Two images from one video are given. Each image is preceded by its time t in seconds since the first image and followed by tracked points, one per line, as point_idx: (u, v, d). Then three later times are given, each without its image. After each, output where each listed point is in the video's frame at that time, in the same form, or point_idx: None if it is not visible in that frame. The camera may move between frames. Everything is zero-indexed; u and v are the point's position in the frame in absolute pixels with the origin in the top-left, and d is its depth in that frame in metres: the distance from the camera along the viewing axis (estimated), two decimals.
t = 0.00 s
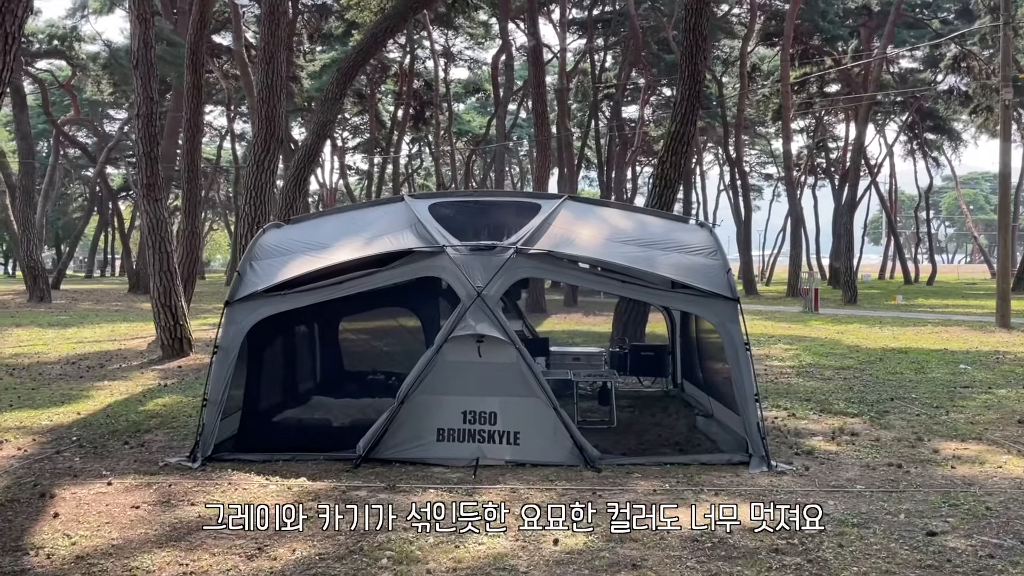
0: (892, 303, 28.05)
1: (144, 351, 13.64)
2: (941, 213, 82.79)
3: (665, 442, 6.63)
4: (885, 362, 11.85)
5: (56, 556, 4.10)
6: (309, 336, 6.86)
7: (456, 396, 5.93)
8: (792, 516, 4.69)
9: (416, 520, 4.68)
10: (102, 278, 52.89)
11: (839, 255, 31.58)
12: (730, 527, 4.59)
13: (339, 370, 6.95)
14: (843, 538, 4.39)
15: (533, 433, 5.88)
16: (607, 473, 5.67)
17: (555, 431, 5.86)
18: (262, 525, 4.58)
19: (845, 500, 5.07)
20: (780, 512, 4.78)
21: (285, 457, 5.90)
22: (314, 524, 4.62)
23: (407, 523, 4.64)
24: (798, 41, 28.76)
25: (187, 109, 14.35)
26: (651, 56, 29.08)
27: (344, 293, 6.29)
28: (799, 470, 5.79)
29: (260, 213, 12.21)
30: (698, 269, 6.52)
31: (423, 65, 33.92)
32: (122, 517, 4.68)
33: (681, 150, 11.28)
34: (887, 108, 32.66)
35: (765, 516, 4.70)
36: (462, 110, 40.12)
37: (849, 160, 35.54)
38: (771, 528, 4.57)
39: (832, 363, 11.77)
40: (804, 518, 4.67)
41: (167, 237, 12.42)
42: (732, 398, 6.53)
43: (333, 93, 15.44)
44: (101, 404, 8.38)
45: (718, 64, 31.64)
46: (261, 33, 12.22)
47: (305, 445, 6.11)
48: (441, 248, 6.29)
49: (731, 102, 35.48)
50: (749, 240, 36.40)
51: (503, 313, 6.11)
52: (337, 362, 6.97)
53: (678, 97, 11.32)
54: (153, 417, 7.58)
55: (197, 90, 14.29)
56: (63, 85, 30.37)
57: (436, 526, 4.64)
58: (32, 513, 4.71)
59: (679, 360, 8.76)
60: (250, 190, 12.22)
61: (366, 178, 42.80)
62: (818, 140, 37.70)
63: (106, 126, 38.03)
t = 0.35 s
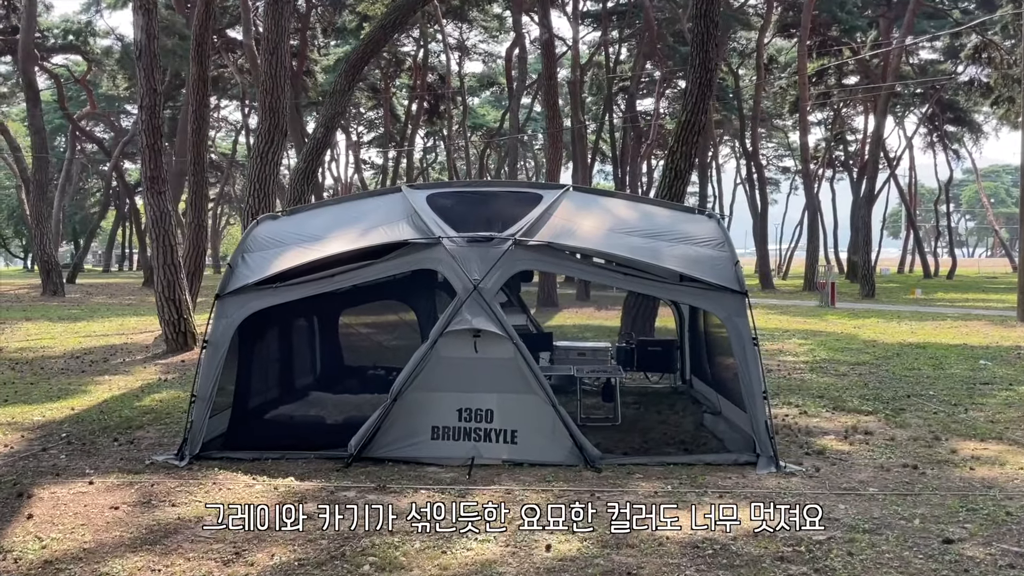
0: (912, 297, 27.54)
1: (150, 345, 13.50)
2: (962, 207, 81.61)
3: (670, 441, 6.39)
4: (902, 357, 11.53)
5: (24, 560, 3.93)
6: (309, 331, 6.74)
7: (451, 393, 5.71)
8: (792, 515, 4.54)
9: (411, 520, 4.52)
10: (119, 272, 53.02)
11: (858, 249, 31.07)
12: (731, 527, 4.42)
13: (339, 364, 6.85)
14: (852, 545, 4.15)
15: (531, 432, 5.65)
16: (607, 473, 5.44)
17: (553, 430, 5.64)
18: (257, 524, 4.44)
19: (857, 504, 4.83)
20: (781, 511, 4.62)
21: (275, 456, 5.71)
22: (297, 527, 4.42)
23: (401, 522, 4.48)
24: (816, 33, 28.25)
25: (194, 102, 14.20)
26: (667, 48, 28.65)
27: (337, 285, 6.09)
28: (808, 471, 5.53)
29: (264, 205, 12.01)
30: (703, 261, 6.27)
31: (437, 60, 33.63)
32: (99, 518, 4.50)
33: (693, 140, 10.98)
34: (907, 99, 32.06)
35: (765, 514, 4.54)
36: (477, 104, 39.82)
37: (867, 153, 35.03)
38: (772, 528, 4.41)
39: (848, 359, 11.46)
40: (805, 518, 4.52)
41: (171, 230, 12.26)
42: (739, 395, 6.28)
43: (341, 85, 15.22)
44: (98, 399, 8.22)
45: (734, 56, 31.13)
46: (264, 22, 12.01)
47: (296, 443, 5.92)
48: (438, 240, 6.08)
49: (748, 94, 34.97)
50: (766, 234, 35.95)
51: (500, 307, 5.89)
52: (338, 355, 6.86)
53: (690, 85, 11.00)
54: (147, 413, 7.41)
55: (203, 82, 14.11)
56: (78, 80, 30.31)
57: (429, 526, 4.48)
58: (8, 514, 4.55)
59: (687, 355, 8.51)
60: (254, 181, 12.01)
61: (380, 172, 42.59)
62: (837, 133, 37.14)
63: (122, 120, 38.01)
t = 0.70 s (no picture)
0: (933, 293, 27.04)
1: (157, 344, 13.40)
2: (986, 202, 80.42)
3: (677, 446, 6.15)
4: (922, 357, 11.20)
5: None
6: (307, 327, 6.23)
7: (447, 397, 5.50)
8: (793, 515, 4.51)
9: (411, 520, 4.50)
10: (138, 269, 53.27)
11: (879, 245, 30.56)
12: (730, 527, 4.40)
13: (342, 361, 6.24)
14: (864, 563, 3.90)
15: (531, 438, 5.43)
16: (608, 483, 5.20)
17: (552, 436, 5.42)
18: (255, 524, 4.40)
19: (871, 516, 4.58)
20: (779, 511, 4.60)
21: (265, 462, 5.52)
22: (278, 540, 4.23)
23: (402, 523, 4.45)
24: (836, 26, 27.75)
25: (200, 99, 14.06)
26: (684, 42, 28.26)
27: (331, 286, 5.90)
28: (820, 481, 5.27)
29: (268, 203, 11.83)
30: (711, 259, 6.03)
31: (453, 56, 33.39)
32: (75, 530, 4.32)
33: (704, 134, 10.71)
34: (928, 93, 31.48)
35: (764, 514, 4.55)
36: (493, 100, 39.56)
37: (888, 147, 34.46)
38: (771, 528, 4.40)
39: (866, 359, 11.15)
40: (804, 518, 4.50)
41: (175, 228, 12.15)
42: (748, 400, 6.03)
43: (349, 81, 15.05)
44: (94, 400, 8.08)
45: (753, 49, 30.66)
46: (269, 17, 11.85)
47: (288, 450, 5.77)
48: (434, 239, 5.87)
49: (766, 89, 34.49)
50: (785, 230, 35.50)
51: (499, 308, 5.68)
52: (341, 352, 6.27)
53: (701, 77, 10.72)
54: (142, 416, 7.25)
55: (209, 78, 13.98)
56: (94, 78, 30.35)
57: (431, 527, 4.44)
58: None
59: (697, 357, 8.28)
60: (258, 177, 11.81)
61: (396, 168, 42.44)
62: (858, 128, 36.58)
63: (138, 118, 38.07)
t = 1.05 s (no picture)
0: (956, 290, 26.59)
1: (166, 342, 13.33)
2: (1010, 198, 79.23)
3: (687, 448, 5.92)
4: (942, 356, 10.90)
5: None
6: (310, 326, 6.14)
7: (445, 398, 5.30)
8: (792, 515, 4.42)
9: (410, 520, 4.42)
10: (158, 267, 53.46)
11: (901, 241, 30.05)
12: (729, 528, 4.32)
13: (345, 360, 6.21)
14: None
15: (532, 440, 5.24)
16: (611, 488, 4.99)
17: (554, 439, 5.21)
18: (255, 524, 4.33)
19: (888, 525, 4.35)
20: (779, 510, 4.51)
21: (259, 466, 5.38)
22: (264, 549, 4.06)
23: (401, 522, 4.38)
24: (856, 19, 27.28)
25: (210, 96, 13.91)
26: (703, 37, 27.89)
27: (328, 283, 5.72)
28: (835, 486, 5.02)
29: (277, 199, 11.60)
30: (720, 254, 5.80)
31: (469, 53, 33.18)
32: (55, 536, 4.18)
33: (718, 126, 10.44)
34: (951, 87, 30.93)
35: (762, 514, 4.45)
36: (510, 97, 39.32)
37: (910, 142, 33.94)
38: (771, 528, 4.32)
39: (886, 357, 10.86)
40: (804, 518, 4.40)
41: (183, 224, 12.03)
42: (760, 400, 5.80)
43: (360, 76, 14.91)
44: (94, 400, 7.94)
45: (772, 44, 30.20)
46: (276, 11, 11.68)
47: (283, 450, 5.60)
48: (434, 234, 5.68)
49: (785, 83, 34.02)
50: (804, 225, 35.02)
51: (500, 306, 5.48)
52: (342, 350, 6.23)
53: (716, 67, 10.42)
54: (141, 416, 7.12)
55: (219, 74, 13.82)
56: (112, 77, 30.39)
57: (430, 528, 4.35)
58: None
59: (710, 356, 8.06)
60: (267, 173, 11.57)
61: (413, 166, 42.31)
62: (879, 122, 36.05)
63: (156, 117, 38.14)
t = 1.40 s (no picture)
0: (980, 289, 26.06)
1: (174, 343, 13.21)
2: None
3: (697, 458, 5.67)
4: (968, 357, 10.56)
5: None
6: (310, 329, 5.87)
7: (442, 405, 5.08)
8: (792, 515, 4.39)
9: (410, 520, 4.42)
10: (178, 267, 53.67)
11: (923, 239, 29.53)
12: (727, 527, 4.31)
13: (348, 361, 5.90)
14: None
15: (534, 450, 5.00)
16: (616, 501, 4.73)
17: (556, 448, 4.98)
18: (259, 519, 4.35)
19: (910, 542, 4.07)
20: (779, 510, 4.49)
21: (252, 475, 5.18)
22: (246, 566, 3.84)
23: (401, 522, 4.38)
24: (877, 13, 26.77)
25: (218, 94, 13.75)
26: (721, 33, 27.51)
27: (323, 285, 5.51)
28: (853, 499, 4.74)
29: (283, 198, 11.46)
30: (732, 254, 5.54)
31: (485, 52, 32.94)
32: (29, 552, 3.98)
33: (733, 122, 10.15)
34: (976, 83, 30.33)
35: (762, 513, 4.44)
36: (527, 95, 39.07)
37: (932, 138, 33.37)
38: (771, 528, 4.29)
39: (908, 359, 10.53)
40: (804, 518, 4.38)
41: (189, 223, 11.92)
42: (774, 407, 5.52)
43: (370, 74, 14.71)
44: (93, 403, 7.78)
45: (792, 39, 29.74)
46: (283, 8, 11.51)
47: (276, 458, 5.40)
48: (432, 234, 5.45)
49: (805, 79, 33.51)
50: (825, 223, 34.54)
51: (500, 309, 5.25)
52: (345, 351, 5.92)
53: (731, 60, 10.13)
54: (137, 421, 6.94)
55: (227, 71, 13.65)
56: (129, 78, 30.45)
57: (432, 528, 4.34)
58: None
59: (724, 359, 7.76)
60: (273, 172, 11.42)
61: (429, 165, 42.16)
62: (901, 119, 35.47)
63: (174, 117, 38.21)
